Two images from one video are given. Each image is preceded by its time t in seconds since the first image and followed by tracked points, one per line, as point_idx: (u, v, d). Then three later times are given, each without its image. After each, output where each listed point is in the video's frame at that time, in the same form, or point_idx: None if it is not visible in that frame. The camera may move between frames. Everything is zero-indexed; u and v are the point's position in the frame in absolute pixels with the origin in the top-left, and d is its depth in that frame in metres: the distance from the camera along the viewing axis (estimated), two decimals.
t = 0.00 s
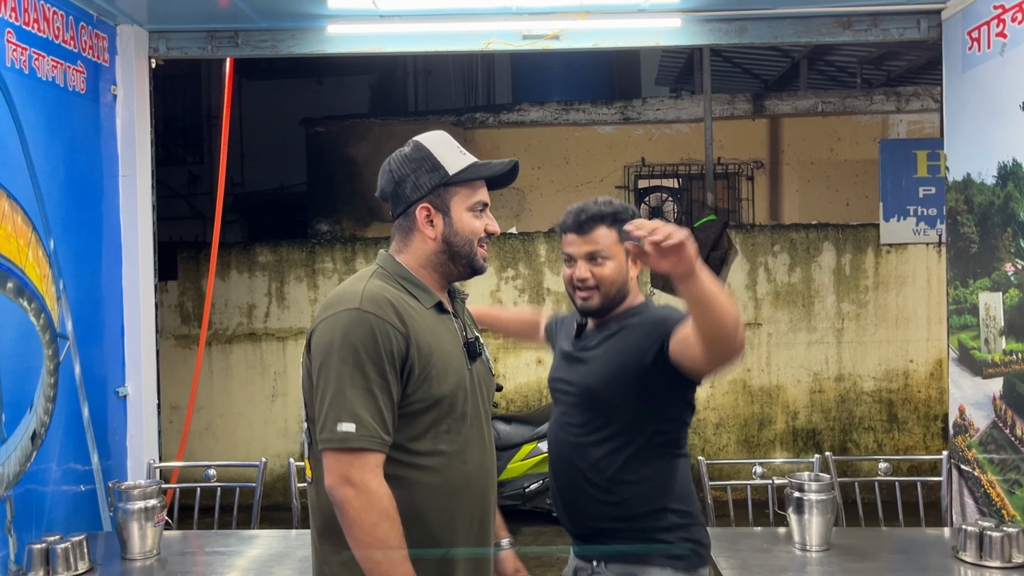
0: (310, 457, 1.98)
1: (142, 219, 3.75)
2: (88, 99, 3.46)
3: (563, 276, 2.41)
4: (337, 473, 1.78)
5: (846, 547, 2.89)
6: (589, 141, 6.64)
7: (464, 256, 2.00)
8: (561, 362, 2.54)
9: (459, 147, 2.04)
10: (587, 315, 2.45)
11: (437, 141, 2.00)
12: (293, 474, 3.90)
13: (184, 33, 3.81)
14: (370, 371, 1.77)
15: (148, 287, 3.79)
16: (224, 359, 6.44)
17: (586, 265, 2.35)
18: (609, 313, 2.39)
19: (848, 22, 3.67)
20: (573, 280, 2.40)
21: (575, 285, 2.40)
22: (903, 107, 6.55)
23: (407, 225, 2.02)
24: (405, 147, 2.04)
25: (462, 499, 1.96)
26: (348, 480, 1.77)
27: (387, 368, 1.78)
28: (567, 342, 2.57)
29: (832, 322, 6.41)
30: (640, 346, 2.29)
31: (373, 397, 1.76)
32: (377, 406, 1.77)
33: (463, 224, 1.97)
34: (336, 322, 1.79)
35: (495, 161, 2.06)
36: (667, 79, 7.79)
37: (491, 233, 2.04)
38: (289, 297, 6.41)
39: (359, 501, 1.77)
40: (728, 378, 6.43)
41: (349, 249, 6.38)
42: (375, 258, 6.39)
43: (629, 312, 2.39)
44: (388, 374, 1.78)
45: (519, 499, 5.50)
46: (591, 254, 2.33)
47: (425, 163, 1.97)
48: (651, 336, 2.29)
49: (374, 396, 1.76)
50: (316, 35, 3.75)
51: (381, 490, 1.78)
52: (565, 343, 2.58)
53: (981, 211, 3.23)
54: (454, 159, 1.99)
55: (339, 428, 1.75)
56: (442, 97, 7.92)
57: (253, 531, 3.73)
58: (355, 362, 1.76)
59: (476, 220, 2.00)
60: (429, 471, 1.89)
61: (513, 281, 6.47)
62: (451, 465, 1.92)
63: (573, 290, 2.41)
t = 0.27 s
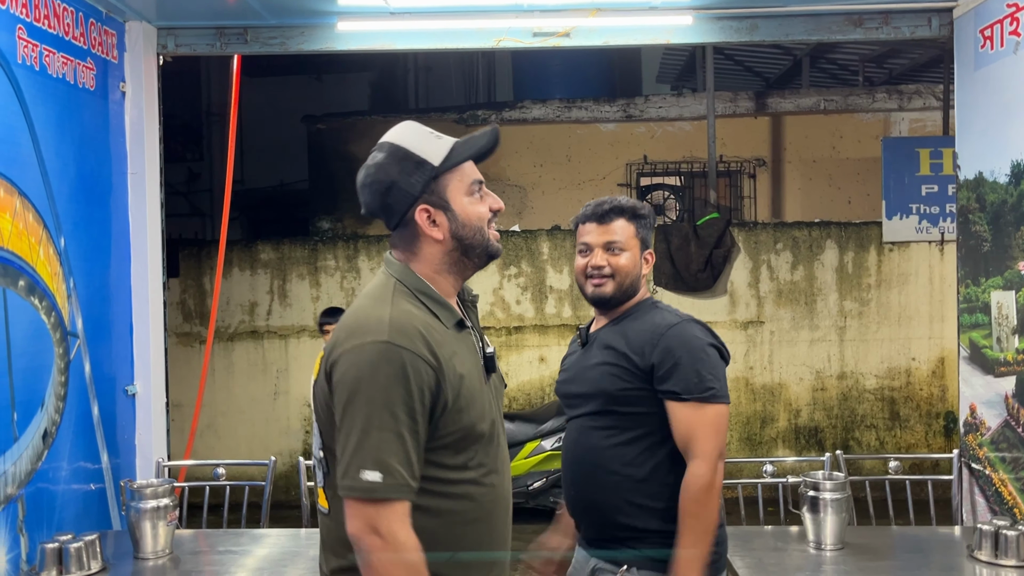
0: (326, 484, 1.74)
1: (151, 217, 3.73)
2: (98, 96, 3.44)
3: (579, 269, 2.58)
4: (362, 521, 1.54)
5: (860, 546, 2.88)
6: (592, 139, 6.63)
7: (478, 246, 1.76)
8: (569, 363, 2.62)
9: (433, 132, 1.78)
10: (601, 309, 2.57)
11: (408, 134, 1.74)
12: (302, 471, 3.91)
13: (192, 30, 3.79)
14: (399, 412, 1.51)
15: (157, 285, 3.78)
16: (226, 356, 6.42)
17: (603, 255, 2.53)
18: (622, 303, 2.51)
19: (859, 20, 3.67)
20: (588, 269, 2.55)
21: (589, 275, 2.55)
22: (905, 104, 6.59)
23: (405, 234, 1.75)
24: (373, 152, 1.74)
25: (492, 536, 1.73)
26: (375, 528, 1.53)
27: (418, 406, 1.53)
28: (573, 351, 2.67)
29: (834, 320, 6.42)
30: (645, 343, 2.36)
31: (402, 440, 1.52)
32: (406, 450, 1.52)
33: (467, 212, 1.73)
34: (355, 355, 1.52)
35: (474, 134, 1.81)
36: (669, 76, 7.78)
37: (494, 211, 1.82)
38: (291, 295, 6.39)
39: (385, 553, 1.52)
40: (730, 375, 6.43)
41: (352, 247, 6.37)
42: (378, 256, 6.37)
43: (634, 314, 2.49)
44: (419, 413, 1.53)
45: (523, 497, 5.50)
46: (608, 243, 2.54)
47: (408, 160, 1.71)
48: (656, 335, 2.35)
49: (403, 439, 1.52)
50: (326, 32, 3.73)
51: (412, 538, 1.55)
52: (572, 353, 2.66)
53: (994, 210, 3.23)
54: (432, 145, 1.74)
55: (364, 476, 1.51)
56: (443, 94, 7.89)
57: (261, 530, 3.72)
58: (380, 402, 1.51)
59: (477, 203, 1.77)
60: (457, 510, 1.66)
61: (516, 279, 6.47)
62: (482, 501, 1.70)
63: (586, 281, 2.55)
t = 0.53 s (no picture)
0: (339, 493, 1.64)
1: (156, 209, 3.71)
2: (103, 87, 3.42)
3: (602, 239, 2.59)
4: (462, 506, 1.37)
5: (870, 540, 2.88)
6: (593, 133, 6.60)
7: (458, 221, 1.65)
8: (593, 346, 2.59)
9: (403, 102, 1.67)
10: (622, 278, 2.57)
11: (373, 106, 1.63)
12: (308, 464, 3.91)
13: (197, 21, 3.76)
14: (444, 387, 1.40)
15: (162, 278, 3.76)
16: (227, 351, 6.40)
17: (626, 223, 2.54)
18: (645, 272, 2.52)
19: (868, 13, 3.67)
20: (610, 239, 2.56)
21: (610, 244, 2.56)
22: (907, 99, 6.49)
23: (381, 215, 1.66)
24: (341, 128, 1.66)
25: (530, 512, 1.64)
26: (478, 507, 1.36)
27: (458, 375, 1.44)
28: (598, 333, 2.62)
29: (836, 315, 6.41)
30: (686, 316, 2.33)
31: (458, 414, 1.41)
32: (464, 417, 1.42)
33: (442, 185, 1.62)
34: (381, 345, 1.41)
35: (445, 99, 1.68)
36: (670, 71, 7.75)
37: (475, 181, 1.69)
38: (292, 290, 6.37)
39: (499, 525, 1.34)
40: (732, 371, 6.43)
41: (354, 241, 6.35)
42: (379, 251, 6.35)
43: (664, 289, 2.48)
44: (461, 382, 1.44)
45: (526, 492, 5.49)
46: (630, 211, 2.55)
47: (374, 133, 1.60)
48: (695, 307, 2.33)
49: (458, 412, 1.41)
50: (332, 24, 3.71)
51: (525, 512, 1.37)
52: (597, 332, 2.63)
53: (1004, 203, 3.22)
54: (399, 117, 1.62)
55: (441, 458, 1.37)
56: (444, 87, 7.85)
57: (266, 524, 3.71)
58: (425, 379, 1.39)
59: (454, 174, 1.64)
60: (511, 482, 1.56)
61: (517, 274, 6.45)
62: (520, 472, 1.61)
63: (608, 250, 2.56)
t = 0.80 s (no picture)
0: (363, 499, 1.51)
1: (154, 204, 3.70)
2: (101, 82, 3.40)
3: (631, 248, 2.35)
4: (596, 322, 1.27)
5: (870, 536, 2.88)
6: (591, 128, 6.59)
7: (451, 220, 1.57)
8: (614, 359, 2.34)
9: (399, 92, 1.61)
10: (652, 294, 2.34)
11: (368, 94, 1.57)
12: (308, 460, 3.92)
13: (195, 15, 3.74)
14: (465, 295, 1.38)
15: (160, 274, 3.75)
16: (224, 346, 6.39)
17: (657, 236, 2.28)
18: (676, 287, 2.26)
19: (868, 8, 3.66)
20: (639, 249, 2.32)
21: (639, 255, 2.33)
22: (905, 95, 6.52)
23: (370, 208, 1.59)
24: (335, 115, 1.61)
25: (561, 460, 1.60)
26: (579, 332, 1.27)
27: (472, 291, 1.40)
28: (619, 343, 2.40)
29: (834, 311, 6.42)
30: (709, 343, 2.06)
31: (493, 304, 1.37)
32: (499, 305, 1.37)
33: (437, 180, 1.55)
34: (391, 313, 1.35)
35: (445, 91, 1.62)
36: (668, 66, 7.74)
37: (471, 178, 1.61)
38: (289, 285, 6.35)
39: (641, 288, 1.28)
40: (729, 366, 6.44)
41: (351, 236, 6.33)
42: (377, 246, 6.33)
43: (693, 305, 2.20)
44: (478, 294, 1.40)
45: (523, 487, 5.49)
46: (662, 218, 2.28)
47: (368, 123, 1.54)
48: (722, 333, 2.05)
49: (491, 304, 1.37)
50: (332, 18, 3.69)
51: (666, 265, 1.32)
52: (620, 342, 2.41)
53: (1004, 199, 3.22)
54: (396, 107, 1.56)
55: (509, 329, 1.30)
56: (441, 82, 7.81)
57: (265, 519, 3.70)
58: (448, 303, 1.34)
59: (450, 170, 1.57)
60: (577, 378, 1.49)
61: (515, 269, 6.44)
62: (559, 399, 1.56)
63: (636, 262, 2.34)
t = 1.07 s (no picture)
0: (365, 496, 1.51)
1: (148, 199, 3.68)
2: (95, 76, 3.38)
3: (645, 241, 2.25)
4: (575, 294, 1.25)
5: (865, 532, 2.89)
6: (587, 123, 6.58)
7: (458, 218, 1.59)
8: (632, 354, 2.24)
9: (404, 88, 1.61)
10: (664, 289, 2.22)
11: (376, 88, 1.55)
12: (302, 456, 3.92)
13: (190, 10, 3.74)
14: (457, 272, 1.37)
15: (155, 269, 3.74)
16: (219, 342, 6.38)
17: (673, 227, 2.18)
18: (688, 283, 2.15)
19: (864, 4, 3.66)
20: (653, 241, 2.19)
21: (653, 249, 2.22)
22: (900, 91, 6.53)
23: (376, 203, 1.58)
24: (337, 109, 1.57)
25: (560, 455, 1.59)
26: (571, 287, 1.25)
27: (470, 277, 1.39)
28: (635, 334, 2.29)
29: (829, 307, 6.43)
30: (742, 344, 2.03)
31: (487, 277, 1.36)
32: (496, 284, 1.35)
33: (447, 178, 1.55)
34: (389, 300, 1.34)
35: (449, 89, 1.63)
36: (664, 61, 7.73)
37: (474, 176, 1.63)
38: (284, 280, 6.35)
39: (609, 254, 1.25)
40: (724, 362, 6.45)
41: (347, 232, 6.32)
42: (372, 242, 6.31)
43: (723, 310, 2.15)
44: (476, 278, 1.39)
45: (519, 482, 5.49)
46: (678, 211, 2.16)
47: (377, 119, 1.53)
48: (757, 335, 2.02)
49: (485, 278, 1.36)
50: (327, 13, 3.66)
51: (650, 201, 1.28)
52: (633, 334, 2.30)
53: (998, 195, 3.23)
54: (404, 103, 1.55)
55: (504, 297, 1.28)
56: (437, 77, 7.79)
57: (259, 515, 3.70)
58: (447, 287, 1.33)
59: (456, 168, 1.59)
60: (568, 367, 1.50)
61: (511, 265, 6.44)
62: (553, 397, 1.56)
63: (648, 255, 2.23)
